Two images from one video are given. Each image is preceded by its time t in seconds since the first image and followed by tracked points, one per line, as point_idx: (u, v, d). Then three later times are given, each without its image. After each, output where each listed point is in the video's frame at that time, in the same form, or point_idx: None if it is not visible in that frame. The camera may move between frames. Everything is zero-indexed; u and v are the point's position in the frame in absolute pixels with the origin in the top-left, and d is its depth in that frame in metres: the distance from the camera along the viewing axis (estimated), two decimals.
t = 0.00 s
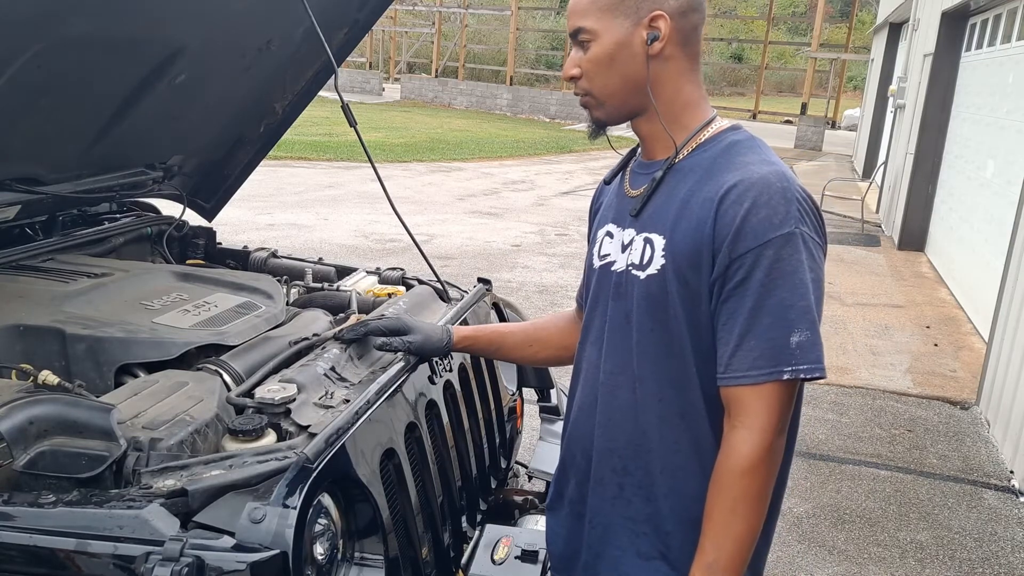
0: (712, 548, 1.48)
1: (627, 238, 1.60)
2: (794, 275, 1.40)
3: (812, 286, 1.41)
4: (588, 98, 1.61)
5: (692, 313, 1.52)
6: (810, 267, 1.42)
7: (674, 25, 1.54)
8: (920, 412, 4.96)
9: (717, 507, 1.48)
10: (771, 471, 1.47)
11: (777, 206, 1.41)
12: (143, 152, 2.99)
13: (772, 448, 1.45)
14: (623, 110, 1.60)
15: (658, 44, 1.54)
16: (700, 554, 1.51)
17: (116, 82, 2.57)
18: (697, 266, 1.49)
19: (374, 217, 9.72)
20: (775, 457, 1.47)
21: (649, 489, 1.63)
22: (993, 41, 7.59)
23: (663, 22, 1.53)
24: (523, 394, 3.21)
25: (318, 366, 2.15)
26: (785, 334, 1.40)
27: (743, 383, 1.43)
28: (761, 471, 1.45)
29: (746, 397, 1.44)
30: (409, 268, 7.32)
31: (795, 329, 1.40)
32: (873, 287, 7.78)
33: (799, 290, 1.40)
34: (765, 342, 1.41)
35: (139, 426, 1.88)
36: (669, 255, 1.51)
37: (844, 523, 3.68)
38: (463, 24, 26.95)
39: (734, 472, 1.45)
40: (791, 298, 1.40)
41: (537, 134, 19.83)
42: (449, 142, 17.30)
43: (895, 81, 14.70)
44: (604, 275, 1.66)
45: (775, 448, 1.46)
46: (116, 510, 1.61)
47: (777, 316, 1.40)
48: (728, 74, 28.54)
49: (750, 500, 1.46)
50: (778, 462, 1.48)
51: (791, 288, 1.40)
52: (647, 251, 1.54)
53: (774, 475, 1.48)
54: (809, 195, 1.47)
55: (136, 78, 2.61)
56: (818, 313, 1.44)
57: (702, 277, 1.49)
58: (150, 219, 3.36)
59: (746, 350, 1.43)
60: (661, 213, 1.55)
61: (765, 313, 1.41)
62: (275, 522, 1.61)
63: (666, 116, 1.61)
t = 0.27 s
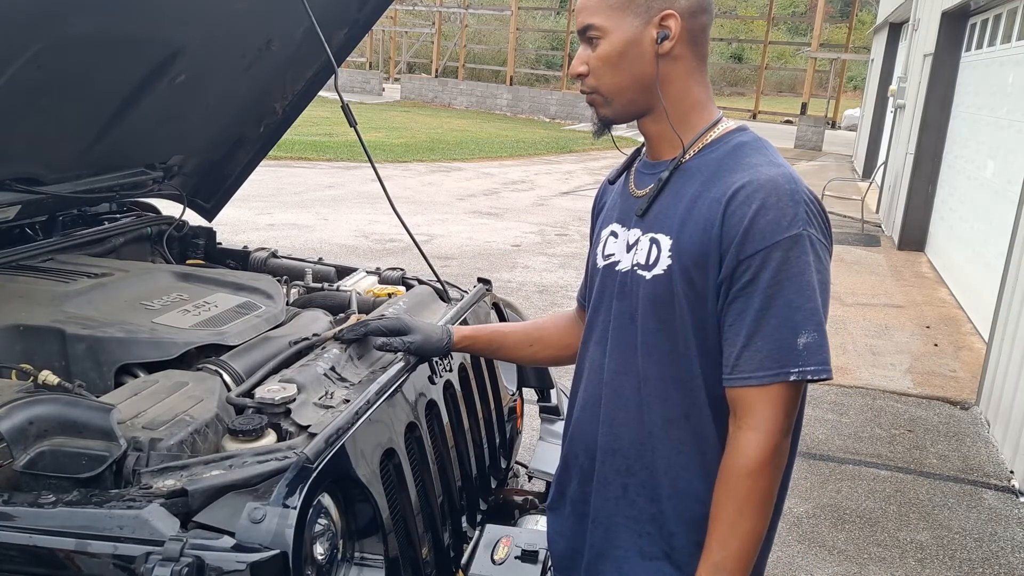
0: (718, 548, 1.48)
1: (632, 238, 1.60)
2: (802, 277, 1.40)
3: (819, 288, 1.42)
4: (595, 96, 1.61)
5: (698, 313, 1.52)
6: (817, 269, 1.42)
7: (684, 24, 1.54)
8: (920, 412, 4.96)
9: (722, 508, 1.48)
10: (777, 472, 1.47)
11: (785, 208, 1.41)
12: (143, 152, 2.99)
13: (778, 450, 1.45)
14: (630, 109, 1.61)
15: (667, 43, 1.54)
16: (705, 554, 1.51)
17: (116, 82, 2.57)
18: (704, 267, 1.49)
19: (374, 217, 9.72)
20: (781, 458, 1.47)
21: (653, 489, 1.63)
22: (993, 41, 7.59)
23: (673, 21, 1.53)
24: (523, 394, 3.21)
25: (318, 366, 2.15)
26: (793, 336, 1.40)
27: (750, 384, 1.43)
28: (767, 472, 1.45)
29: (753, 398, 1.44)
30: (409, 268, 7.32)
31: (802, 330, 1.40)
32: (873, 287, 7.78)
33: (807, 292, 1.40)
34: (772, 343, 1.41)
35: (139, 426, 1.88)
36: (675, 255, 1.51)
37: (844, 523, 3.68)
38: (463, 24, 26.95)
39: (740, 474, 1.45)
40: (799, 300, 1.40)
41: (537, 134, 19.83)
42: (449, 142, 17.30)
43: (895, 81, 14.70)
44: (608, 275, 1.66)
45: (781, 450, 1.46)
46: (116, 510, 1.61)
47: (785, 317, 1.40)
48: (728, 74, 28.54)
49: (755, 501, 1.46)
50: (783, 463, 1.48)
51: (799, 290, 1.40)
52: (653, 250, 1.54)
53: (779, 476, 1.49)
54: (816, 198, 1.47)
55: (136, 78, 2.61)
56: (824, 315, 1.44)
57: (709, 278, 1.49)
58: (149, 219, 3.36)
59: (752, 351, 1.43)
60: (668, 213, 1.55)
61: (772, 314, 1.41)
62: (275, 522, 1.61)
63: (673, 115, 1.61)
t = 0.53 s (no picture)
0: (726, 547, 1.48)
1: (641, 233, 1.59)
2: (816, 279, 1.40)
3: (832, 292, 1.42)
4: (634, 82, 1.55)
5: (709, 311, 1.51)
6: (831, 273, 1.42)
7: (732, 25, 1.52)
8: (920, 412, 4.96)
9: (729, 506, 1.48)
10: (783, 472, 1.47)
11: (802, 210, 1.41)
12: (143, 152, 2.99)
13: (786, 451, 1.46)
14: (666, 101, 1.56)
15: (716, 41, 1.51)
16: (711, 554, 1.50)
17: (116, 82, 2.57)
18: (717, 265, 1.48)
19: (374, 217, 9.72)
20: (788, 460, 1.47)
21: (654, 486, 1.61)
22: (993, 41, 7.59)
23: (724, 19, 1.51)
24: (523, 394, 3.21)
25: (318, 366, 2.15)
26: (807, 337, 1.40)
27: (761, 384, 1.43)
28: (774, 472, 1.45)
29: (765, 398, 1.44)
30: (409, 268, 7.32)
31: (816, 332, 1.40)
32: (873, 287, 7.78)
33: (822, 295, 1.40)
34: (785, 344, 1.41)
35: (139, 427, 1.88)
36: (687, 252, 1.50)
37: (844, 523, 3.68)
38: (463, 24, 26.94)
39: (750, 474, 1.45)
40: (815, 302, 1.40)
41: (537, 134, 19.85)
42: (449, 142, 17.30)
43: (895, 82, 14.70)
44: (614, 270, 1.65)
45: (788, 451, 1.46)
46: (116, 511, 1.61)
47: (801, 319, 1.40)
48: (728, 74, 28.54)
49: (760, 501, 1.46)
50: (791, 465, 1.48)
51: (814, 292, 1.40)
52: (664, 246, 1.53)
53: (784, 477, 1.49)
54: (830, 202, 1.47)
55: (136, 78, 2.61)
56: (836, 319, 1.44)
57: (722, 276, 1.48)
58: (149, 219, 3.36)
59: (766, 351, 1.42)
60: (679, 210, 1.54)
61: (787, 316, 1.41)
62: (275, 522, 1.61)
63: (704, 113, 1.58)
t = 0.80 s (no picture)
0: (740, 548, 1.48)
1: (653, 234, 1.58)
2: (834, 283, 1.40)
3: (848, 296, 1.42)
4: (694, 74, 1.53)
5: (723, 313, 1.50)
6: (847, 278, 1.43)
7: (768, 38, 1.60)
8: (920, 412, 4.96)
9: (745, 508, 1.48)
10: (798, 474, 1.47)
11: (821, 215, 1.41)
12: (143, 152, 2.99)
13: (801, 453, 1.46)
14: (716, 97, 1.56)
15: (760, 51, 1.57)
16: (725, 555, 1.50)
17: (117, 82, 2.57)
18: (733, 268, 1.47)
19: (374, 217, 9.72)
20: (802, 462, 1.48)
21: (662, 487, 1.60)
22: (993, 41, 7.59)
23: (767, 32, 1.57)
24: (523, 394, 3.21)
25: (318, 366, 2.15)
26: (824, 341, 1.40)
27: (778, 387, 1.43)
28: (789, 474, 1.46)
29: (782, 400, 1.44)
30: (409, 268, 7.32)
31: (834, 336, 1.40)
32: (873, 287, 7.78)
33: (839, 300, 1.40)
34: (803, 347, 1.41)
35: (139, 427, 1.88)
36: (703, 254, 1.49)
37: (844, 523, 3.68)
38: (463, 24, 26.94)
39: (765, 476, 1.46)
40: (833, 306, 1.40)
41: (537, 134, 19.85)
42: (449, 142, 17.30)
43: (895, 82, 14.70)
44: (623, 271, 1.63)
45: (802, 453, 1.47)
46: (116, 510, 1.61)
47: (820, 323, 1.40)
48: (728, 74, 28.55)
49: (775, 503, 1.47)
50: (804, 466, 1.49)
51: (832, 296, 1.40)
52: (679, 248, 1.52)
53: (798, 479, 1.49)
54: (844, 208, 1.48)
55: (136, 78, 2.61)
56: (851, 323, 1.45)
57: (738, 280, 1.47)
58: (149, 219, 3.36)
59: (783, 355, 1.42)
60: (693, 212, 1.53)
61: (805, 320, 1.41)
62: (275, 522, 1.61)
63: (737, 118, 1.61)
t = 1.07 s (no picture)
0: (769, 551, 1.49)
1: (668, 236, 1.58)
2: (854, 285, 1.40)
3: (867, 298, 1.43)
4: (708, 76, 1.53)
5: (740, 316, 1.50)
6: (865, 280, 1.43)
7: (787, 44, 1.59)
8: (920, 412, 4.96)
9: (773, 510, 1.49)
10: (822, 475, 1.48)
11: (841, 218, 1.41)
12: (143, 152, 2.99)
13: (823, 454, 1.47)
14: (729, 103, 1.56)
15: (776, 57, 1.57)
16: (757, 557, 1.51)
17: (117, 82, 2.57)
18: (752, 270, 1.47)
19: (374, 217, 9.72)
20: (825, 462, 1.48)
21: (673, 488, 1.60)
22: (993, 41, 7.59)
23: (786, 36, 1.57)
24: (523, 394, 3.21)
25: (318, 366, 2.15)
26: (844, 343, 1.41)
27: (800, 389, 1.44)
28: (813, 476, 1.47)
29: (802, 402, 1.44)
30: (409, 268, 7.32)
31: (854, 338, 1.41)
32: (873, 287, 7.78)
33: (859, 302, 1.41)
34: (824, 349, 1.41)
35: (138, 427, 1.88)
36: (721, 256, 1.49)
37: (844, 523, 3.68)
38: (463, 24, 26.94)
39: (791, 478, 1.47)
40: (853, 308, 1.41)
41: (537, 134, 19.84)
42: (449, 142, 17.31)
43: (894, 82, 14.70)
44: (636, 273, 1.63)
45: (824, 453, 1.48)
46: (116, 510, 1.61)
47: (841, 325, 1.40)
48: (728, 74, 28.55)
49: (801, 504, 1.48)
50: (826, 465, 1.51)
51: (852, 298, 1.40)
52: (696, 250, 1.52)
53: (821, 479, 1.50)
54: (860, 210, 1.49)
55: (136, 77, 2.61)
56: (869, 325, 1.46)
57: (756, 282, 1.47)
58: (149, 219, 3.36)
59: (803, 357, 1.43)
60: (709, 214, 1.53)
61: (825, 323, 1.41)
62: (275, 522, 1.61)
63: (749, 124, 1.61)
